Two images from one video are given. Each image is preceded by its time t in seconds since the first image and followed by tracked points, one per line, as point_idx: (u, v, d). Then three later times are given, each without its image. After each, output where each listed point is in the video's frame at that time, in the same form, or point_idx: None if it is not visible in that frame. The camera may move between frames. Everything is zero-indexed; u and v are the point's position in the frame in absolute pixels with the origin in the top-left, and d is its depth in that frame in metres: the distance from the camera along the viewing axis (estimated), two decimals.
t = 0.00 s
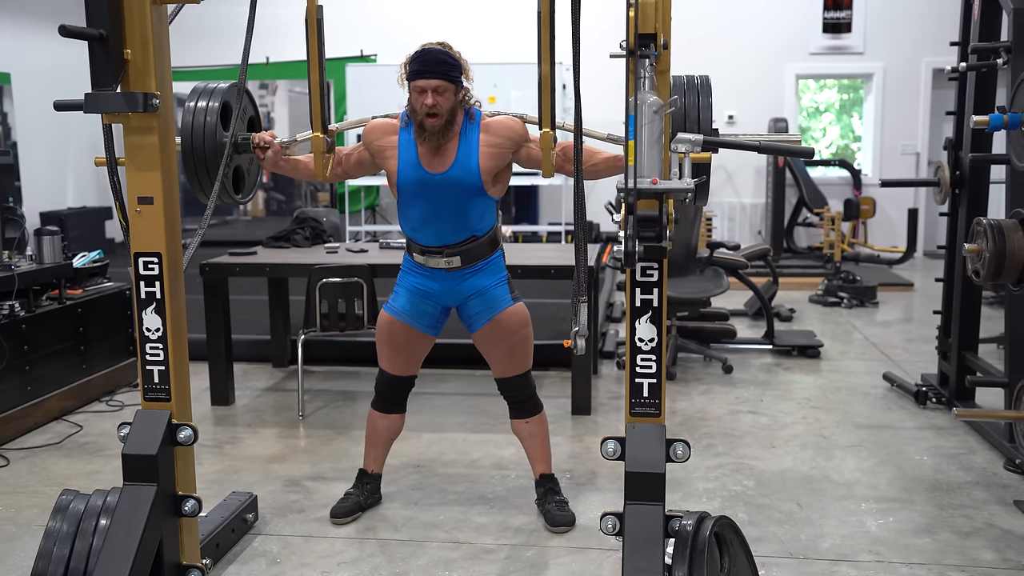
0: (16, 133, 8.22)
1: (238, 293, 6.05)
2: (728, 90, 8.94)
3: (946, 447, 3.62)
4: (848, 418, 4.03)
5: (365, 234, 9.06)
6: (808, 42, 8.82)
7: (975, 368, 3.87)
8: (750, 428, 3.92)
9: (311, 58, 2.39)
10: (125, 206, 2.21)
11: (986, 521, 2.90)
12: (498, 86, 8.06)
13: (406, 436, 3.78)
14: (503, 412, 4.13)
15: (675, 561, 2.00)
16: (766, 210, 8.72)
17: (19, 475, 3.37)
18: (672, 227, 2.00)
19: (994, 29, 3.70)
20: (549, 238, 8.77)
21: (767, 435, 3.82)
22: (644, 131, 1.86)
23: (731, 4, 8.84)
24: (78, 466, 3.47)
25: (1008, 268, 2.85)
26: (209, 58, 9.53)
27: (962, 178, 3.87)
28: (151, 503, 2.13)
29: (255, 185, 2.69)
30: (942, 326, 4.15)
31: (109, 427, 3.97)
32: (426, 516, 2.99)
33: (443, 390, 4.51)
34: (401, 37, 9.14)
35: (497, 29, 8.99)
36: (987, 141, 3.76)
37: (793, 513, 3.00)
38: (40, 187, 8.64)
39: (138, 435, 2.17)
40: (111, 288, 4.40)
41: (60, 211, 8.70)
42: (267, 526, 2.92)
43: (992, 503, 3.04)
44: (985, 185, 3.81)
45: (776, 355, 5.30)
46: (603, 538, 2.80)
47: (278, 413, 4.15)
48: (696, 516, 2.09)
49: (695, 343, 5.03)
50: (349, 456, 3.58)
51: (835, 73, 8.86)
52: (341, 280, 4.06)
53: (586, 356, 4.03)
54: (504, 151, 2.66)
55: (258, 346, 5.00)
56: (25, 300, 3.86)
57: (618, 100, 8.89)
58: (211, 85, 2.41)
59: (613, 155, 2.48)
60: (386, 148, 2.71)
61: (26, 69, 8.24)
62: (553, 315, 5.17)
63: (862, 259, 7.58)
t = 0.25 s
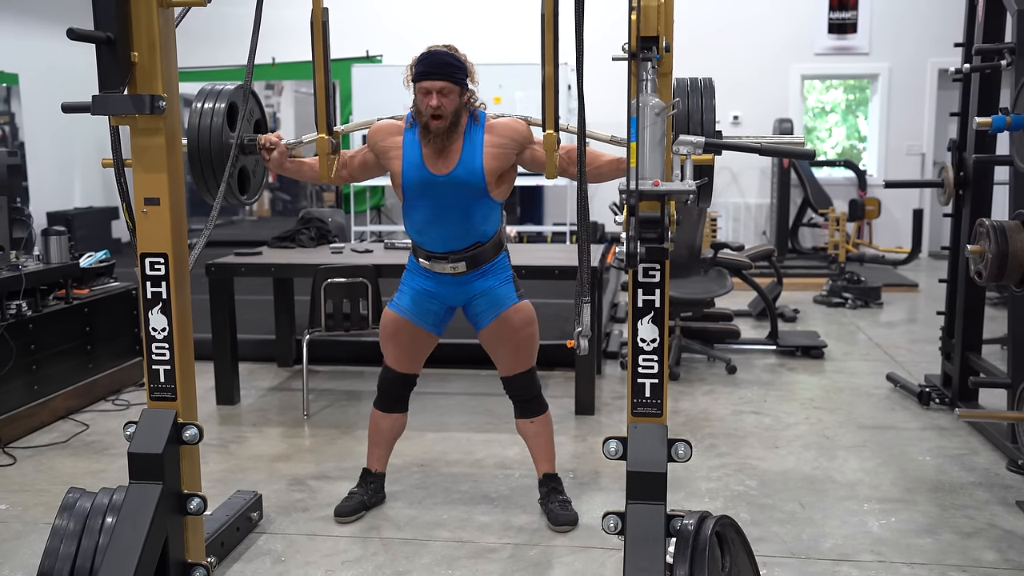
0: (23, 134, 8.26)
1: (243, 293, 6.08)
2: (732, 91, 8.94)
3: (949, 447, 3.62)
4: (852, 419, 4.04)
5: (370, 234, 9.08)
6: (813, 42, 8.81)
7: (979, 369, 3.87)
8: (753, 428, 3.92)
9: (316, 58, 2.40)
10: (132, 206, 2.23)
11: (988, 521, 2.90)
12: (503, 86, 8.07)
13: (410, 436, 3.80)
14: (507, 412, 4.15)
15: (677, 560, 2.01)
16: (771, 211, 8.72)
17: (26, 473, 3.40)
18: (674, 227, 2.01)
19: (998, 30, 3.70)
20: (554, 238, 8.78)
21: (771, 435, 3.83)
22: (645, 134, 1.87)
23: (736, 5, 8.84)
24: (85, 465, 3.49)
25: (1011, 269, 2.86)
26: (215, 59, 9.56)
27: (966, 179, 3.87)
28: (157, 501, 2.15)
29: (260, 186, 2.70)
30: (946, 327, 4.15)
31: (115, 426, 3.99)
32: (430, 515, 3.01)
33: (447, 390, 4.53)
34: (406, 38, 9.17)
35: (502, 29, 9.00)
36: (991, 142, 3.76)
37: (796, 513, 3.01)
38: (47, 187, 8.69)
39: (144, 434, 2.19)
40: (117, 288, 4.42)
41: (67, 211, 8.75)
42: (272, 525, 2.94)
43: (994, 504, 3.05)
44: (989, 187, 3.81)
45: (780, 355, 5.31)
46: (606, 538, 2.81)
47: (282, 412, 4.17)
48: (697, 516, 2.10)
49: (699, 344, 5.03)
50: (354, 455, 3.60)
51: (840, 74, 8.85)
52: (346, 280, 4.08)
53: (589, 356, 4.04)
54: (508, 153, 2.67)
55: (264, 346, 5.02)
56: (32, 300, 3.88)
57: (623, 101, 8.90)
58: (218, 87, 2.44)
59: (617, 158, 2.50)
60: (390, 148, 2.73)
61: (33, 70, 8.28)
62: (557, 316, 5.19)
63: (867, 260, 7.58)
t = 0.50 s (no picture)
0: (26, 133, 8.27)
1: (246, 292, 6.09)
2: (735, 90, 8.94)
3: (951, 446, 3.62)
4: (854, 418, 4.04)
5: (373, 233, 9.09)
6: (815, 41, 8.81)
7: (981, 368, 3.87)
8: (755, 428, 3.93)
9: (320, 58, 2.40)
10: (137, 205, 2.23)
11: (990, 521, 2.91)
12: (505, 85, 8.07)
13: (413, 435, 3.80)
14: (509, 411, 4.15)
15: (680, 558, 2.01)
16: (773, 210, 8.72)
17: (29, 472, 3.40)
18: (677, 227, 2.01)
19: (1002, 29, 3.70)
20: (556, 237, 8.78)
21: (773, 435, 3.83)
22: (649, 133, 1.88)
23: (738, 4, 8.84)
24: (88, 463, 3.50)
25: (1013, 269, 2.86)
26: (218, 57, 9.57)
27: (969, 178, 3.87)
28: (161, 499, 2.16)
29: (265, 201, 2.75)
30: (948, 326, 4.15)
31: (118, 424, 4.00)
32: (432, 513, 3.01)
33: (450, 388, 4.53)
34: (409, 37, 9.17)
35: (505, 29, 9.01)
36: (994, 141, 3.76)
37: (798, 512, 3.01)
38: (50, 186, 8.70)
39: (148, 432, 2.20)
40: (120, 287, 4.43)
41: (70, 210, 8.76)
42: (275, 523, 2.95)
43: (997, 503, 3.05)
44: (992, 186, 3.81)
45: (782, 355, 5.31)
46: (609, 537, 2.82)
47: (285, 411, 4.17)
48: (700, 515, 2.10)
49: (701, 343, 5.04)
50: (356, 454, 3.60)
51: (842, 73, 8.85)
52: (348, 279, 4.08)
53: (592, 356, 4.05)
54: (511, 168, 2.68)
55: (266, 344, 5.03)
56: (36, 299, 3.88)
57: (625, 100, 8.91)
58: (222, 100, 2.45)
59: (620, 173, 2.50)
60: (395, 164, 2.73)
61: (36, 69, 8.29)
62: (559, 315, 5.19)
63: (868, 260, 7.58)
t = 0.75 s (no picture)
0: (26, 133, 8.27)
1: (247, 292, 6.09)
2: (735, 90, 8.94)
3: (952, 446, 3.63)
4: (855, 418, 4.04)
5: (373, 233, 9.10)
6: (816, 42, 8.81)
7: (982, 368, 3.87)
8: (757, 427, 3.93)
9: (322, 59, 2.42)
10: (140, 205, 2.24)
11: (992, 520, 2.91)
12: (506, 84, 8.07)
13: (415, 434, 3.80)
14: (510, 410, 4.16)
15: (683, 557, 2.01)
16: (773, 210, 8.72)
17: (31, 471, 3.41)
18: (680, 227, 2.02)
19: (1003, 29, 3.70)
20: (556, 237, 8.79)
21: (774, 434, 3.84)
22: (654, 132, 1.88)
23: (738, 4, 8.84)
24: (90, 462, 3.50)
25: (1015, 269, 2.86)
26: (219, 57, 9.57)
27: (970, 178, 3.87)
28: (164, 499, 2.16)
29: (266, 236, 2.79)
30: (949, 326, 4.16)
31: (120, 424, 4.00)
32: (434, 513, 3.02)
33: (451, 388, 4.54)
34: (410, 37, 9.18)
35: (505, 29, 9.01)
36: (995, 141, 3.76)
37: (800, 512, 3.01)
38: (50, 186, 8.69)
39: (151, 432, 2.20)
40: (121, 288, 4.43)
41: (70, 210, 8.76)
42: (277, 523, 2.95)
43: (998, 503, 3.05)
44: (993, 186, 3.81)
45: (782, 355, 5.31)
46: (611, 536, 2.82)
47: (287, 411, 4.18)
48: (703, 514, 2.11)
49: (703, 343, 5.04)
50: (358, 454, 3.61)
51: (843, 73, 8.85)
52: (350, 279, 4.08)
53: (594, 356, 4.05)
54: (514, 210, 2.70)
55: (267, 344, 5.03)
56: (37, 299, 3.88)
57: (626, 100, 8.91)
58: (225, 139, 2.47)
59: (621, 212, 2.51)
60: (398, 204, 2.73)
61: (37, 69, 8.29)
62: (561, 315, 5.19)
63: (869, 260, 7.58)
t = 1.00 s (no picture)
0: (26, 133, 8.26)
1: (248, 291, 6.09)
2: (736, 89, 8.94)
3: (954, 446, 3.63)
4: (857, 417, 4.04)
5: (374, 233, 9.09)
6: (817, 41, 8.81)
7: (984, 367, 3.87)
8: (758, 427, 3.93)
9: (325, 56, 2.43)
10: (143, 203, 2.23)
11: (994, 519, 2.91)
12: (507, 84, 8.07)
13: (416, 434, 3.80)
14: (512, 410, 4.16)
15: (686, 556, 2.01)
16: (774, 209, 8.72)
17: (32, 471, 3.41)
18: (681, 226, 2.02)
19: (1004, 29, 3.70)
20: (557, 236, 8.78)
21: (776, 434, 3.83)
22: (655, 132, 1.88)
23: (739, 3, 8.84)
24: (92, 462, 3.50)
25: (1016, 268, 2.86)
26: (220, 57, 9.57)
27: (972, 177, 3.87)
28: (167, 498, 2.16)
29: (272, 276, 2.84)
30: (951, 325, 4.16)
31: (121, 423, 4.00)
32: (436, 512, 3.02)
33: (452, 388, 4.54)
34: (410, 37, 9.18)
35: (506, 29, 9.01)
36: (997, 140, 3.76)
37: (802, 511, 3.01)
38: (51, 186, 8.69)
39: (154, 431, 2.20)
40: (122, 287, 4.43)
41: (71, 209, 8.75)
42: (279, 522, 2.95)
43: (1000, 502, 3.05)
44: (994, 185, 3.81)
45: (783, 354, 5.31)
46: (613, 535, 2.82)
47: (289, 410, 4.18)
48: (706, 513, 2.11)
49: (704, 342, 5.04)
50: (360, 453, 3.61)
51: (844, 73, 8.85)
52: (351, 278, 4.09)
53: (595, 355, 4.05)
54: (515, 250, 2.79)
55: (269, 343, 5.03)
56: (39, 298, 3.88)
57: (627, 100, 8.91)
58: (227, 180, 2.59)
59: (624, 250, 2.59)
60: (401, 247, 2.83)
61: (37, 69, 8.28)
62: (562, 315, 5.19)
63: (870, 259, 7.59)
